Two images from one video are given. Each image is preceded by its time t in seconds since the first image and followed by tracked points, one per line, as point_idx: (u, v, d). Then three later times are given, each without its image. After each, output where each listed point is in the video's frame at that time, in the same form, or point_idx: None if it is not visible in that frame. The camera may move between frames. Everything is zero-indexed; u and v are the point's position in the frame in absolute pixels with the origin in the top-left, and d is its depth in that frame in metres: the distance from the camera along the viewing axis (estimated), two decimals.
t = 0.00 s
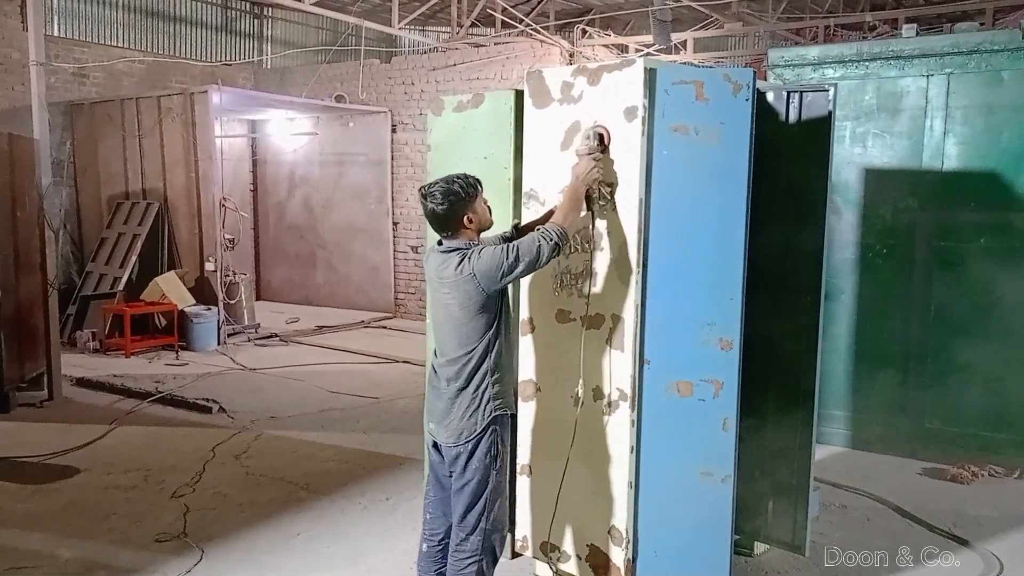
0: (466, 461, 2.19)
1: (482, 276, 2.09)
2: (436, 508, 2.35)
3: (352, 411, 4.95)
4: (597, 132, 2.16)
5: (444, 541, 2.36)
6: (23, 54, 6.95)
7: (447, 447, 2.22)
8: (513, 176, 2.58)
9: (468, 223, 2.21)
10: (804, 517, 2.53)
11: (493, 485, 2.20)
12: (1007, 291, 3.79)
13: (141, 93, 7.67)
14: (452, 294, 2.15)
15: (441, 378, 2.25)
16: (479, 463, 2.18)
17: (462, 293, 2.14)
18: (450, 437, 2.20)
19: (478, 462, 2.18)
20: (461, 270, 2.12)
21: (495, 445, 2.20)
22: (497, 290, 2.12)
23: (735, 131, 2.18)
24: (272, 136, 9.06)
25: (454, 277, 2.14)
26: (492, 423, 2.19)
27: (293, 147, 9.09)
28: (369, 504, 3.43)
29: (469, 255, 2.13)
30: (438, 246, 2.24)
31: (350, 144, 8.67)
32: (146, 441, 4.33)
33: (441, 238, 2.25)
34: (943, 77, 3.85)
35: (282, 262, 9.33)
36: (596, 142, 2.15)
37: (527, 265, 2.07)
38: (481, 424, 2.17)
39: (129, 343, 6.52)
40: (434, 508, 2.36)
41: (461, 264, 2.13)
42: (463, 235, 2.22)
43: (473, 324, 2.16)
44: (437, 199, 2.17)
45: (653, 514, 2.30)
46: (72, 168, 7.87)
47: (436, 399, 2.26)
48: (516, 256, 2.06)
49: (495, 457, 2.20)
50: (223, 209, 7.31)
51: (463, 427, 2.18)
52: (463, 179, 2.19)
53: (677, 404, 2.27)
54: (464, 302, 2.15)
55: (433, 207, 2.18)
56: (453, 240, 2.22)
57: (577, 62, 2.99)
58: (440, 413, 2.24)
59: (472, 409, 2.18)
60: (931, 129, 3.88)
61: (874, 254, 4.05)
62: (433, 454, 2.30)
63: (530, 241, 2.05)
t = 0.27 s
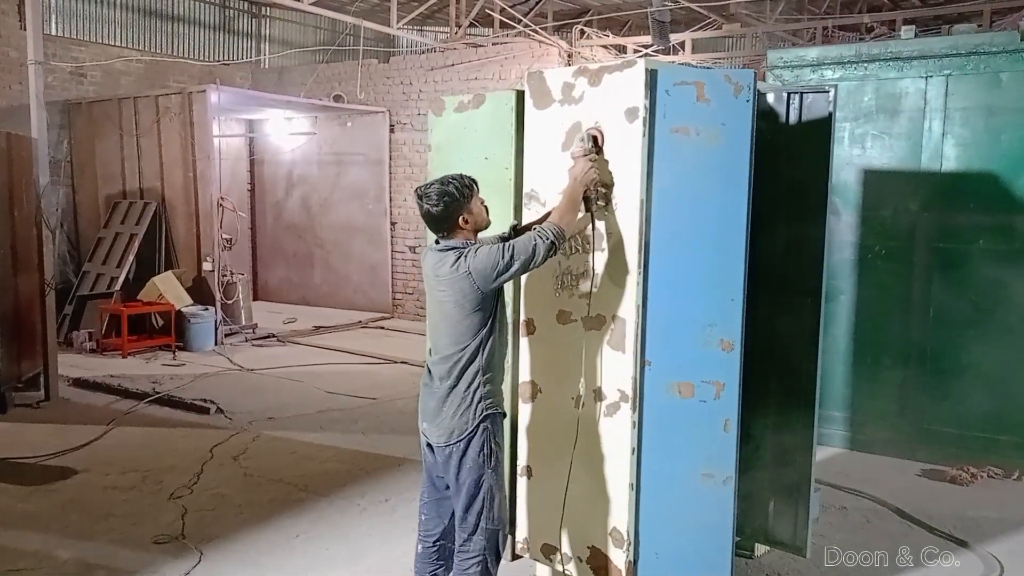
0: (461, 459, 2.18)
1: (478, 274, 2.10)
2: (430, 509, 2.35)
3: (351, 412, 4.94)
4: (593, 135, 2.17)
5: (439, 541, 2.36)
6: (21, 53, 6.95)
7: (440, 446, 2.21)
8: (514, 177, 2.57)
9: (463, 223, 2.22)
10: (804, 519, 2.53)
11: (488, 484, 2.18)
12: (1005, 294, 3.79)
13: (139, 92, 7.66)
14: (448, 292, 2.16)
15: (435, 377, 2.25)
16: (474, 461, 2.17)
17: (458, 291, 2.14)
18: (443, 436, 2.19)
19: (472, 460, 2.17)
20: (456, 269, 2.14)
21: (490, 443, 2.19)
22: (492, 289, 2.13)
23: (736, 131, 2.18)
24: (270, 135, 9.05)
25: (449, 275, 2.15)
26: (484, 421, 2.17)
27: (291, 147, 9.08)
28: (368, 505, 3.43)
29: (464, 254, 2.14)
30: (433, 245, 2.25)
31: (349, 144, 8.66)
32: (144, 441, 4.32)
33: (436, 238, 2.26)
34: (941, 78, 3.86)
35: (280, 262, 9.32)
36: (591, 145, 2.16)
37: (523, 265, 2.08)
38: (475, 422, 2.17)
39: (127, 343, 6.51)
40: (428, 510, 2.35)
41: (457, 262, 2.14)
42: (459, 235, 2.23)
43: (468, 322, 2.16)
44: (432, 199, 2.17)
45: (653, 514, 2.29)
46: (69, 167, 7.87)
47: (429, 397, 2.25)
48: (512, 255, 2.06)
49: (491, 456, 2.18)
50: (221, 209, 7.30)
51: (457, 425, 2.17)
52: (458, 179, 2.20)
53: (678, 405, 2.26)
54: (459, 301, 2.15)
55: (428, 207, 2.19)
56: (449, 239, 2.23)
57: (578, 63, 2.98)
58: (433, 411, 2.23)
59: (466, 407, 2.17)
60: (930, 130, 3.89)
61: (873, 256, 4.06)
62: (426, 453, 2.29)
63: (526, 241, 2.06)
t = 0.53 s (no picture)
0: (470, 460, 2.15)
1: (485, 273, 2.07)
2: (433, 505, 2.34)
3: (347, 410, 4.93)
4: (599, 130, 2.15)
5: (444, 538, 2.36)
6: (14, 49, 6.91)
7: (447, 445, 2.18)
8: (514, 175, 2.57)
9: (471, 223, 2.19)
10: (804, 517, 2.55)
11: (499, 485, 2.15)
12: (1001, 294, 3.81)
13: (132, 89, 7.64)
14: (453, 291, 2.13)
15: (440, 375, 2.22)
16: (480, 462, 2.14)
17: (464, 290, 2.11)
18: (450, 435, 2.17)
19: (479, 461, 2.14)
20: (462, 268, 2.10)
21: (499, 444, 2.16)
22: (498, 287, 2.10)
23: (736, 130, 2.18)
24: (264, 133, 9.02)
25: (455, 274, 2.12)
26: (489, 419, 2.15)
27: (286, 145, 9.06)
28: (366, 504, 3.43)
29: (472, 253, 2.11)
30: (442, 244, 2.22)
31: (343, 141, 8.64)
32: (139, 440, 4.31)
33: (443, 239, 2.23)
34: (937, 78, 3.87)
35: (274, 259, 9.30)
36: (598, 140, 2.14)
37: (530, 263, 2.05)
38: (477, 421, 2.13)
39: (120, 341, 6.48)
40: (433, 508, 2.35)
41: (464, 261, 2.11)
42: (466, 234, 2.19)
43: (473, 322, 2.13)
44: (439, 199, 2.14)
45: (653, 512, 2.31)
46: (60, 164, 7.87)
47: (435, 396, 2.22)
48: (518, 254, 2.04)
49: (501, 457, 2.16)
50: (215, 206, 7.28)
51: (462, 425, 2.14)
52: (466, 179, 2.17)
53: (679, 404, 2.27)
54: (465, 300, 2.12)
55: (436, 207, 2.16)
56: (455, 239, 2.20)
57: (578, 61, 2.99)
58: (438, 410, 2.20)
59: (471, 406, 2.14)
60: (925, 130, 3.90)
61: (870, 255, 4.07)
62: (433, 451, 2.28)
63: (532, 240, 2.04)
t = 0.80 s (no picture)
0: (510, 457, 2.09)
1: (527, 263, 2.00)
2: (457, 506, 2.22)
3: (342, 405, 4.93)
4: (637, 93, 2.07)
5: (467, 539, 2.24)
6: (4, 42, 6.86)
7: (486, 443, 2.11)
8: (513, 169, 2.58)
9: (503, 217, 2.09)
10: (802, 509, 2.58)
11: (537, 482, 2.11)
12: (995, 289, 3.84)
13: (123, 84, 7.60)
14: (493, 284, 2.05)
15: (476, 371, 2.14)
16: (522, 460, 2.09)
17: (505, 283, 2.03)
18: (489, 433, 2.09)
19: (521, 458, 2.09)
20: (501, 260, 2.02)
21: (536, 440, 2.11)
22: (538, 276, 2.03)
23: (739, 125, 2.17)
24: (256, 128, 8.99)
25: (494, 267, 2.03)
26: (529, 416, 2.10)
27: (278, 139, 9.03)
28: (364, 499, 3.43)
29: (509, 244, 2.03)
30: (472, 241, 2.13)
31: (336, 136, 8.62)
32: (133, 435, 4.30)
33: (474, 237, 2.13)
34: (932, 74, 3.89)
35: (266, 254, 9.28)
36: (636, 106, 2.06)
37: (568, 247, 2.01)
38: (522, 416, 2.09)
39: (113, 336, 6.46)
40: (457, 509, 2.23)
41: (502, 254, 2.02)
42: (499, 230, 2.10)
43: (513, 314, 2.06)
44: (471, 194, 2.05)
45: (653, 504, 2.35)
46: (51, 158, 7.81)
47: (471, 392, 2.14)
48: (555, 241, 1.99)
49: (539, 453, 2.11)
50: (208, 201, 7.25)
51: (503, 422, 2.08)
52: (497, 174, 2.08)
53: (679, 398, 2.29)
54: (505, 292, 2.04)
55: (467, 204, 2.07)
56: (488, 235, 2.10)
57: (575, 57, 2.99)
58: (475, 407, 2.13)
59: (514, 401, 2.08)
60: (920, 126, 3.93)
61: (864, 250, 4.09)
62: (463, 451, 2.19)
63: (564, 221, 2.00)
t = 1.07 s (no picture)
0: (539, 455, 2.10)
1: (558, 256, 2.00)
2: (486, 497, 2.24)
3: (334, 401, 4.93)
4: (640, 83, 2.09)
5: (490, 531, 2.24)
6: None
7: (515, 440, 2.11)
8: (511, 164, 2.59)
9: (532, 208, 2.07)
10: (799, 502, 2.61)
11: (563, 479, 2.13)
12: (987, 285, 3.88)
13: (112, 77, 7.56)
14: (522, 281, 2.04)
15: (506, 368, 2.15)
16: (551, 458, 2.10)
17: (535, 279, 2.03)
18: (519, 431, 2.10)
19: (550, 456, 2.10)
20: (530, 253, 2.02)
21: (565, 438, 2.12)
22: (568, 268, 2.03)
23: (739, 120, 2.19)
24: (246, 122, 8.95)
25: (523, 262, 2.02)
26: (561, 413, 2.10)
27: (268, 134, 8.99)
28: (360, 493, 3.44)
29: (539, 237, 2.02)
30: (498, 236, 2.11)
31: (326, 131, 8.59)
32: (127, 431, 4.29)
33: (500, 229, 2.11)
34: (925, 70, 3.92)
35: (256, 249, 9.25)
36: (639, 95, 2.08)
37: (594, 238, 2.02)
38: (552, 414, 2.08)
39: (104, 332, 6.44)
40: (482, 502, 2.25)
41: (530, 249, 2.02)
42: (528, 222, 2.09)
43: (544, 309, 2.06)
44: (500, 186, 2.02)
45: (652, 496, 2.39)
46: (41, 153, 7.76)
47: (501, 390, 2.15)
48: (583, 234, 1.99)
49: (567, 450, 2.13)
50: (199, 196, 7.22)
51: (532, 420, 2.08)
52: (524, 165, 2.06)
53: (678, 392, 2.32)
54: (535, 287, 2.04)
55: (496, 195, 2.04)
56: (516, 228, 2.09)
57: (570, 52, 3.00)
58: (505, 404, 2.13)
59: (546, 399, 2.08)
60: (912, 122, 3.96)
61: (856, 246, 4.12)
62: (492, 446, 2.20)
63: (587, 211, 2.01)
